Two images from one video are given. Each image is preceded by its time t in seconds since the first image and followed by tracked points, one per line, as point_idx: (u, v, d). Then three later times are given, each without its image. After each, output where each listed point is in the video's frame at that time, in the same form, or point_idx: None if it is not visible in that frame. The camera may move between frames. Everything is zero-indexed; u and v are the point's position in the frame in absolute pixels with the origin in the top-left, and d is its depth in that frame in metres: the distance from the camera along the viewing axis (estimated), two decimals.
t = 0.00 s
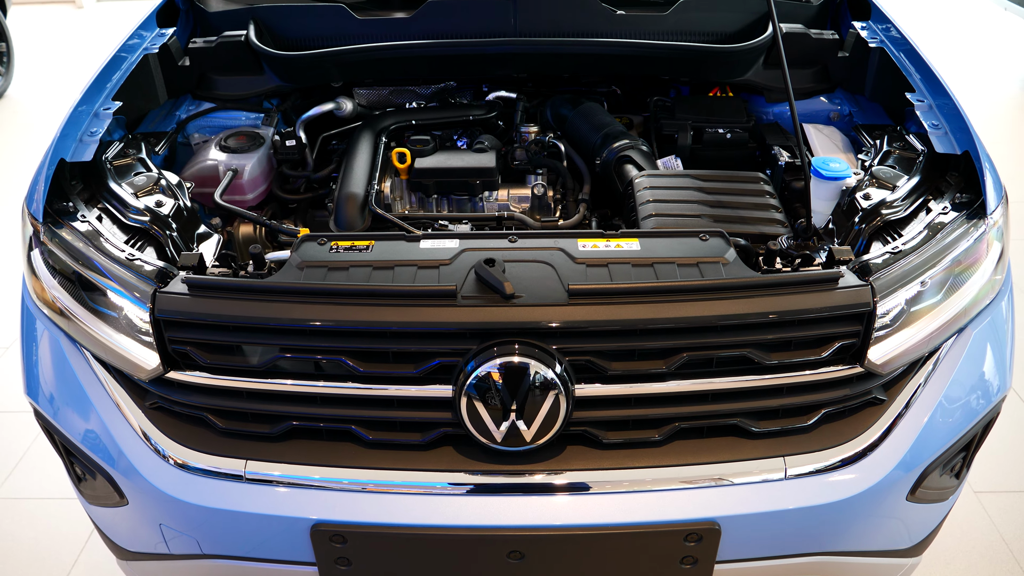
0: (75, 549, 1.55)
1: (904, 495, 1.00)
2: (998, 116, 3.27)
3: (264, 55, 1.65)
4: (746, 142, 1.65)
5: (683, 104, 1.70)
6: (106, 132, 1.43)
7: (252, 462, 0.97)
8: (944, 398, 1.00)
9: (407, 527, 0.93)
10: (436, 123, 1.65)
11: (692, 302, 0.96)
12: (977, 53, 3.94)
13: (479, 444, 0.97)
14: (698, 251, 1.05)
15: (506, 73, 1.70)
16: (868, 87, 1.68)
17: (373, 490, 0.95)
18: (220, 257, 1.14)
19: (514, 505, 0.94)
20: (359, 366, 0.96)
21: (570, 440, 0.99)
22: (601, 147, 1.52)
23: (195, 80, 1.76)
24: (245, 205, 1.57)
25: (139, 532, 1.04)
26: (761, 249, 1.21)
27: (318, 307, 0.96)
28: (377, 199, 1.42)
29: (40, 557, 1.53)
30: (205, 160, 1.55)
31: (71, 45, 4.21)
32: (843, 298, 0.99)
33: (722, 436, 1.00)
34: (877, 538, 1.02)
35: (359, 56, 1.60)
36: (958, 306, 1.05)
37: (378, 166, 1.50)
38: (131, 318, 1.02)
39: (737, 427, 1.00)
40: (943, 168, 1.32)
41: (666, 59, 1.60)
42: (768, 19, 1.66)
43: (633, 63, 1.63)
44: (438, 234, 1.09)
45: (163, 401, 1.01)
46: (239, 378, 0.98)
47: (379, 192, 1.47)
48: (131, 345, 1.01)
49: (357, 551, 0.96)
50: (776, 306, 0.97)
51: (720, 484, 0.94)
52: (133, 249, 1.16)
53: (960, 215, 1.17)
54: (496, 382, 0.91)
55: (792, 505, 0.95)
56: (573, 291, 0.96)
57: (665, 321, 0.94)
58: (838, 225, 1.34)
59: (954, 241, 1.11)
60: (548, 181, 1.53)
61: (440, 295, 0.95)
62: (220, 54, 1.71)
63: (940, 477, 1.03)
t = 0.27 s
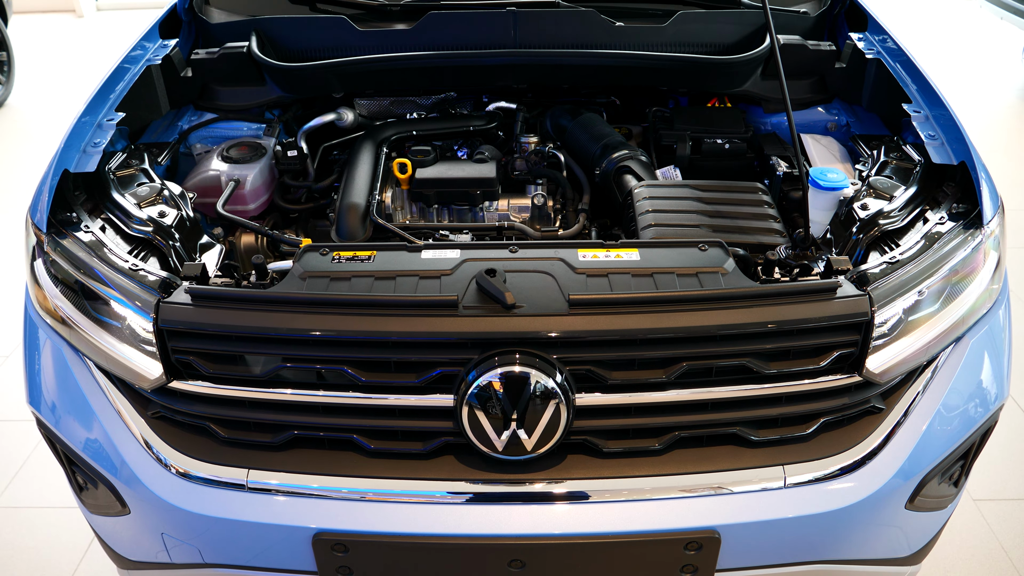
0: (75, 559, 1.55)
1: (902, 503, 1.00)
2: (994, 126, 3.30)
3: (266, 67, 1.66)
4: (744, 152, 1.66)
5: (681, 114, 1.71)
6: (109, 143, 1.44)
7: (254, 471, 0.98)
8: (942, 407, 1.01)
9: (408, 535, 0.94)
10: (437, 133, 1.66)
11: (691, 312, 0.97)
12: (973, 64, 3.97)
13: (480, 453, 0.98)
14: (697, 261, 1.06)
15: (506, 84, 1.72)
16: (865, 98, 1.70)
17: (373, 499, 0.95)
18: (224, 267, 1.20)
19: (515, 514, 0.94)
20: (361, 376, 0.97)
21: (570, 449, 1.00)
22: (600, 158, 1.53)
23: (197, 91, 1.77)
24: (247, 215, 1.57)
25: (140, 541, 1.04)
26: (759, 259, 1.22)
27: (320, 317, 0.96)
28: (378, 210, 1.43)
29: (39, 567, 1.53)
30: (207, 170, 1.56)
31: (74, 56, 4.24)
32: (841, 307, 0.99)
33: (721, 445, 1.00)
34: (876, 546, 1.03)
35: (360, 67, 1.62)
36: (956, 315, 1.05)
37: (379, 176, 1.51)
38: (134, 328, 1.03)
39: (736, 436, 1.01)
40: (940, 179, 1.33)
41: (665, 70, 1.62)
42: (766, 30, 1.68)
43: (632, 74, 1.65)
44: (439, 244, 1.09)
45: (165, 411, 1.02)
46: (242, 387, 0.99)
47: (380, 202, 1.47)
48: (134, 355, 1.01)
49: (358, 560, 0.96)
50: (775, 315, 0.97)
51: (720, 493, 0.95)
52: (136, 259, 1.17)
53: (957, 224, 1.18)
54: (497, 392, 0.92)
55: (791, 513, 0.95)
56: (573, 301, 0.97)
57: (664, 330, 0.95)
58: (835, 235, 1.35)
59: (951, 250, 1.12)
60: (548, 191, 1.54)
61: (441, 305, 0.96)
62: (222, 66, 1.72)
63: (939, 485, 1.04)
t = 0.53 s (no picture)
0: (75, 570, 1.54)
1: (902, 513, 1.01)
2: (991, 137, 3.32)
3: (267, 79, 1.68)
4: (743, 164, 1.68)
5: (680, 126, 1.73)
6: (112, 155, 1.45)
7: (256, 482, 0.98)
8: (940, 416, 1.02)
9: (409, 546, 0.94)
10: (437, 145, 1.67)
11: (690, 323, 0.97)
12: (968, 75, 4.00)
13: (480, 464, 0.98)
14: (696, 272, 1.07)
15: (506, 97, 1.74)
16: (862, 110, 1.73)
17: (373, 509, 0.96)
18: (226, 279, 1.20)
19: (515, 524, 0.95)
20: (362, 388, 0.97)
21: (571, 459, 1.00)
22: (599, 170, 1.54)
23: (200, 103, 1.79)
24: (248, 226, 1.58)
25: (142, 552, 1.05)
26: (758, 270, 1.23)
27: (322, 328, 0.97)
28: (380, 221, 1.44)
29: None
30: (209, 182, 1.58)
31: (76, 67, 4.26)
32: (838, 318, 1.00)
33: (721, 456, 1.01)
34: (875, 556, 1.03)
35: (361, 80, 1.63)
36: (953, 326, 1.06)
37: (381, 188, 1.52)
38: (137, 339, 1.03)
39: (736, 447, 1.01)
40: (936, 191, 1.34)
41: (664, 83, 1.63)
42: (763, 44, 1.70)
43: (631, 86, 1.66)
44: (440, 256, 1.10)
45: (168, 421, 1.02)
46: (245, 399, 0.99)
47: (381, 214, 1.48)
48: (137, 366, 1.02)
49: (359, 571, 0.96)
50: (774, 327, 0.98)
51: (720, 503, 0.95)
52: (139, 271, 1.17)
53: (953, 236, 1.19)
54: (497, 403, 0.93)
55: (790, 523, 0.96)
56: (573, 312, 0.97)
57: (664, 342, 0.96)
58: (833, 245, 1.36)
59: (948, 261, 1.13)
60: (547, 203, 1.55)
61: (442, 317, 0.97)
62: (224, 79, 1.74)
63: (937, 495, 1.04)
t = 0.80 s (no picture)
0: None
1: (900, 525, 1.01)
2: (987, 150, 3.35)
3: (269, 93, 1.69)
4: (740, 177, 1.69)
5: (678, 140, 1.74)
6: (115, 169, 1.46)
7: (258, 494, 0.99)
8: (938, 427, 1.02)
9: (410, 558, 0.94)
10: (438, 159, 1.68)
11: (689, 336, 0.98)
12: (963, 89, 4.03)
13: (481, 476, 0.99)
14: (694, 285, 1.07)
15: (505, 111, 1.75)
16: (858, 124, 1.75)
17: (372, 521, 0.96)
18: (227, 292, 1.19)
19: (515, 536, 0.95)
20: (364, 400, 0.98)
21: (571, 471, 1.01)
22: (598, 183, 1.56)
23: (202, 117, 1.80)
24: (250, 240, 1.59)
25: (144, 564, 1.05)
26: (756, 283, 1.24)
27: (324, 341, 0.98)
28: (381, 234, 1.45)
29: None
30: (211, 196, 1.59)
31: (79, 81, 4.29)
32: (836, 331, 1.01)
33: (721, 468, 1.01)
34: (875, 568, 1.03)
35: (362, 94, 1.65)
36: (950, 338, 1.07)
37: (382, 201, 1.53)
38: (139, 352, 1.04)
39: (735, 458, 1.02)
40: (932, 204, 1.35)
41: (662, 97, 1.65)
42: (760, 59, 1.72)
43: (629, 101, 1.68)
44: (441, 269, 1.11)
45: (170, 434, 1.03)
46: (246, 411, 1.00)
47: (381, 227, 1.49)
48: (139, 379, 1.03)
49: None
50: (772, 339, 0.99)
51: (719, 515, 0.96)
52: (142, 284, 1.18)
53: (950, 248, 1.20)
54: (498, 415, 0.93)
55: (789, 535, 0.96)
56: (573, 325, 0.98)
57: (663, 354, 0.97)
58: (831, 259, 1.35)
59: (945, 274, 1.14)
60: (547, 216, 1.56)
61: (443, 329, 0.97)
62: (226, 93, 1.75)
63: (935, 506, 1.05)
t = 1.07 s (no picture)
0: None
1: (899, 538, 1.02)
2: (984, 163, 3.38)
3: (271, 109, 1.71)
4: (738, 192, 1.70)
5: (677, 155, 1.76)
6: (119, 184, 1.48)
7: (259, 508, 0.99)
8: (936, 440, 1.03)
9: (410, 571, 0.95)
10: (439, 174, 1.70)
11: (688, 350, 0.99)
12: (958, 102, 4.07)
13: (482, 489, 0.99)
14: (693, 300, 1.08)
15: (505, 126, 1.77)
16: (854, 139, 1.75)
17: (371, 535, 0.96)
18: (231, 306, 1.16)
19: (515, 549, 0.95)
20: (366, 414, 0.99)
21: (571, 485, 1.01)
22: (597, 198, 1.57)
23: (205, 132, 1.82)
24: (252, 254, 1.60)
25: None
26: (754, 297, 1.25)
27: (326, 355, 0.98)
28: (382, 249, 1.46)
29: None
30: (214, 211, 1.60)
31: (82, 95, 4.32)
32: (833, 344, 1.02)
33: (720, 481, 1.02)
34: None
35: (364, 110, 1.67)
36: (947, 351, 1.08)
37: (383, 216, 1.54)
38: (142, 366, 1.05)
39: (734, 471, 1.02)
40: (929, 219, 1.37)
41: (661, 112, 1.67)
42: (756, 75, 1.74)
43: (628, 116, 1.70)
44: (442, 283, 1.12)
45: (172, 448, 1.03)
46: (248, 425, 1.00)
47: (383, 241, 1.50)
48: (142, 393, 1.03)
49: None
50: (770, 353, 1.00)
51: (719, 528, 0.96)
52: (146, 299, 1.19)
53: (946, 262, 1.21)
54: (499, 429, 0.94)
55: (788, 548, 0.96)
56: (574, 339, 0.99)
57: (662, 368, 0.97)
58: (828, 272, 1.37)
59: (942, 288, 1.15)
60: (547, 231, 1.58)
61: (444, 344, 0.98)
62: (229, 108, 1.77)
63: (934, 519, 1.06)
